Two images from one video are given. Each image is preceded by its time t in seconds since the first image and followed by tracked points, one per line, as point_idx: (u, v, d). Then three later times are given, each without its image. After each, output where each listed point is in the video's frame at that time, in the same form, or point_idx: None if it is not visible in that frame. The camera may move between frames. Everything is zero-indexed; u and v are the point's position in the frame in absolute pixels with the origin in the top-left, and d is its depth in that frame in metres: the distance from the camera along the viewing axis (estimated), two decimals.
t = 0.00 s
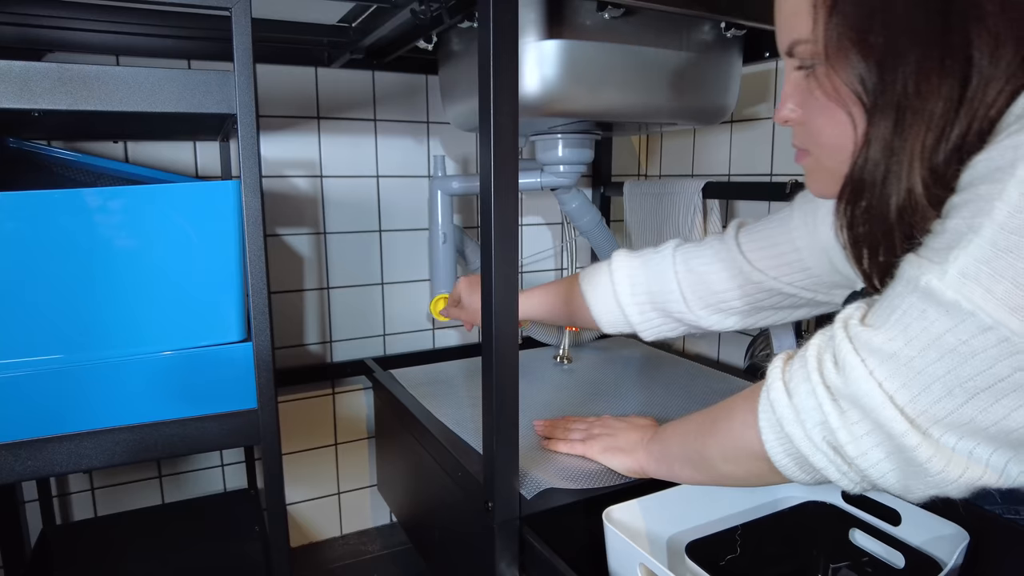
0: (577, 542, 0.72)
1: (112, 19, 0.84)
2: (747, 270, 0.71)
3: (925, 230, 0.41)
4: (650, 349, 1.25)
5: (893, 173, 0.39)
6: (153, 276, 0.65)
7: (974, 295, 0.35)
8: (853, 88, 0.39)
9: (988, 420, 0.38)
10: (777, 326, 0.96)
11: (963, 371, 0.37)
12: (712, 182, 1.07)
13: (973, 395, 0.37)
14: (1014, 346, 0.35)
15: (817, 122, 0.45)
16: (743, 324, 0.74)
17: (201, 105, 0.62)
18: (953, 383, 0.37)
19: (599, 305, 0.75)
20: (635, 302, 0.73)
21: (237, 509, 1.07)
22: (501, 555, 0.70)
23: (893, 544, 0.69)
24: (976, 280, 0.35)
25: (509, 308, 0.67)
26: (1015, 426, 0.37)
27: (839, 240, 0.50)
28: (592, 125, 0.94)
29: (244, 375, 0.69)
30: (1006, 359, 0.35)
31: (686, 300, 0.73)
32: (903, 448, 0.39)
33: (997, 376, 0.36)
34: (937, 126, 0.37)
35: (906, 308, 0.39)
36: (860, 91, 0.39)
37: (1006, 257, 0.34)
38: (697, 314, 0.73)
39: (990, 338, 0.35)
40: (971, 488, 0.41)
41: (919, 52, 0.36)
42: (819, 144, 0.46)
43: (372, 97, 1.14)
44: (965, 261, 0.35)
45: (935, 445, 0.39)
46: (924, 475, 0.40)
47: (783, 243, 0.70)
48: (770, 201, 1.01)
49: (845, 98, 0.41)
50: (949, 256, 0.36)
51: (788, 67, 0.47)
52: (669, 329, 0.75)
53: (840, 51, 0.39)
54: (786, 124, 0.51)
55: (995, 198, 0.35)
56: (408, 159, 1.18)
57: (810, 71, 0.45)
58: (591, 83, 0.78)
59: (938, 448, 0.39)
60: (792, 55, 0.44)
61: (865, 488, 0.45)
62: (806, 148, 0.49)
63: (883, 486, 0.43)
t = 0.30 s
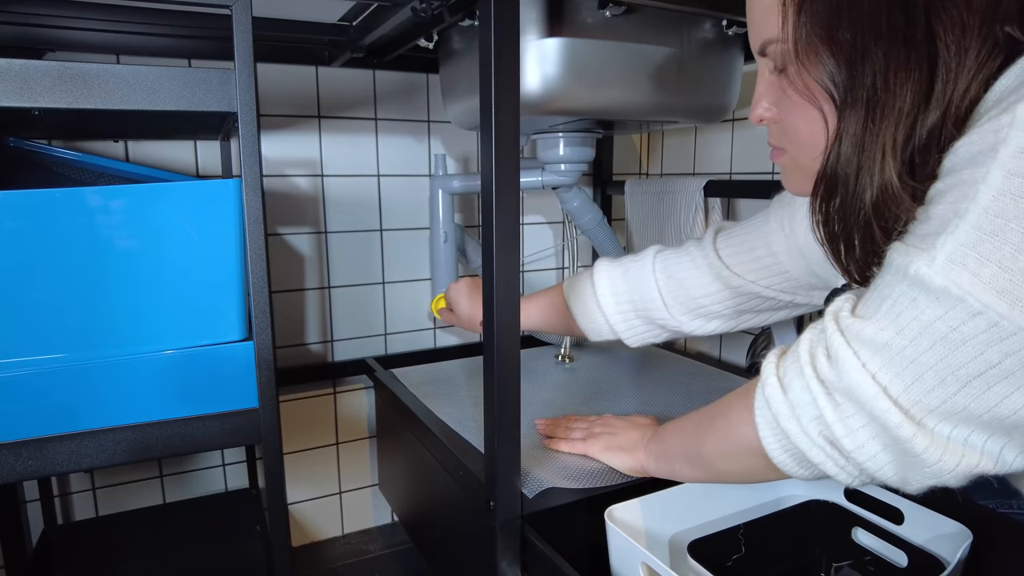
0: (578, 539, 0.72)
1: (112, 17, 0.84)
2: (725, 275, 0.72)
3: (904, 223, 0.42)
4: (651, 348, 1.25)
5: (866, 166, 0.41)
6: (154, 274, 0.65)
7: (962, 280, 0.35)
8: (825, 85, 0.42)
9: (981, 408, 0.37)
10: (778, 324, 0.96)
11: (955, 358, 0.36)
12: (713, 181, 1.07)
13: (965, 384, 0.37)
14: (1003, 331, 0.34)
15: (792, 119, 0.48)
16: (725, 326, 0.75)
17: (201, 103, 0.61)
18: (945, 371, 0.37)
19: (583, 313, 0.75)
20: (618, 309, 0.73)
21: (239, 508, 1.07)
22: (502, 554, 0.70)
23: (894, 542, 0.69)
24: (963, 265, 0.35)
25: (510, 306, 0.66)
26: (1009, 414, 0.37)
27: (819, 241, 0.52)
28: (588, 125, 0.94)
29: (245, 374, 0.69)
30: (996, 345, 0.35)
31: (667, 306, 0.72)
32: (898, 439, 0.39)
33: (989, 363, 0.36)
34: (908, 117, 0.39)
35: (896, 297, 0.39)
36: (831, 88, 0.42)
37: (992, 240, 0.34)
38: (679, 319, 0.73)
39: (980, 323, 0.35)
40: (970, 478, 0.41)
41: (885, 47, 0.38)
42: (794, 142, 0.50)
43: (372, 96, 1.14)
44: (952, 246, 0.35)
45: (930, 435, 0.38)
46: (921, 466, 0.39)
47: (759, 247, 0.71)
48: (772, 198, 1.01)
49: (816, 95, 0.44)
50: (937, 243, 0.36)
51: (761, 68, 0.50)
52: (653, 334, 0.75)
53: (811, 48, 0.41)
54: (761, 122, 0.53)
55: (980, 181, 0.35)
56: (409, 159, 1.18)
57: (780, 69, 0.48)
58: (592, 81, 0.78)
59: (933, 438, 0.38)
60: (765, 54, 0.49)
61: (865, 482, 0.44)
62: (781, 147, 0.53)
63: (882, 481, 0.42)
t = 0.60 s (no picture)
0: (575, 538, 0.72)
1: (111, 19, 0.84)
2: (719, 276, 0.72)
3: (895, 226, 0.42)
4: (650, 348, 1.25)
5: (857, 169, 0.41)
6: (153, 275, 0.65)
7: (951, 286, 0.35)
8: (818, 88, 0.42)
9: (972, 413, 0.37)
10: (776, 323, 0.97)
11: (946, 364, 0.37)
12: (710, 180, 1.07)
13: (956, 389, 0.37)
14: (993, 337, 0.35)
15: (786, 121, 0.49)
16: (720, 326, 0.75)
17: (199, 105, 0.62)
18: (935, 377, 0.37)
19: (580, 315, 0.76)
20: (614, 311, 0.73)
21: (239, 508, 1.07)
22: (500, 553, 0.70)
23: (892, 541, 0.69)
24: (952, 270, 0.35)
25: (507, 305, 0.67)
26: (1000, 419, 0.37)
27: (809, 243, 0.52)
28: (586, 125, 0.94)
29: (243, 375, 0.69)
30: (986, 350, 0.35)
31: (662, 308, 0.72)
32: (889, 444, 0.39)
33: (979, 369, 0.36)
34: (898, 121, 0.39)
35: (887, 303, 0.39)
36: (824, 90, 0.42)
37: (980, 246, 0.34)
38: (674, 321, 0.73)
39: (971, 328, 0.35)
40: (962, 480, 0.41)
41: (876, 50, 0.38)
42: (789, 141, 0.50)
43: (371, 96, 1.14)
44: (942, 252, 0.35)
45: (921, 440, 0.39)
46: (912, 470, 0.40)
47: (752, 248, 0.71)
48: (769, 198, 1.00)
49: (807, 96, 0.44)
50: (926, 250, 0.36)
51: (754, 67, 0.50)
52: (649, 334, 0.75)
53: (802, 50, 0.42)
54: (755, 122, 0.53)
55: (968, 187, 0.35)
56: (407, 159, 1.19)
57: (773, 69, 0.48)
58: (589, 82, 0.78)
59: (924, 443, 0.39)
60: (758, 55, 0.48)
61: (859, 485, 0.45)
62: (775, 147, 0.54)
63: (876, 484, 0.43)
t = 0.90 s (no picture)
0: (574, 536, 0.73)
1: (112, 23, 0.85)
2: (716, 276, 0.72)
3: (890, 223, 0.42)
4: (649, 347, 1.25)
5: (851, 167, 0.41)
6: (154, 276, 0.66)
7: (944, 283, 0.36)
8: (812, 86, 0.42)
9: (965, 409, 0.38)
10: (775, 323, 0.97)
11: (939, 360, 0.37)
12: (709, 180, 1.08)
13: (949, 386, 0.37)
14: (984, 334, 0.35)
15: (782, 118, 0.49)
16: (717, 326, 0.76)
17: (199, 108, 0.62)
18: (928, 373, 0.38)
19: (578, 315, 0.76)
20: (612, 311, 0.74)
21: (241, 508, 1.08)
22: (500, 553, 0.70)
23: (890, 540, 0.70)
24: (945, 268, 0.36)
25: (506, 305, 0.67)
26: (992, 415, 0.37)
27: (804, 242, 0.52)
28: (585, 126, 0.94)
29: (244, 375, 0.70)
30: (978, 347, 0.36)
31: (661, 308, 0.73)
32: (884, 442, 0.39)
33: (971, 365, 0.36)
34: (891, 118, 0.39)
35: (882, 300, 0.39)
36: (818, 89, 0.42)
37: (972, 243, 0.35)
38: (672, 321, 0.73)
39: (963, 325, 0.36)
40: (956, 477, 0.41)
41: (871, 49, 0.38)
42: (786, 140, 0.51)
43: (371, 98, 1.15)
44: (935, 249, 0.36)
45: (915, 437, 0.39)
46: (908, 467, 0.40)
47: (750, 249, 0.71)
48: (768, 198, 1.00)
49: (803, 94, 0.44)
50: (918, 248, 0.37)
51: (752, 67, 0.50)
52: (647, 335, 0.75)
53: (799, 48, 0.42)
54: (752, 121, 0.53)
55: (960, 185, 0.35)
56: (407, 160, 1.19)
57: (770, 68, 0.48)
58: (587, 83, 0.78)
59: (919, 439, 0.39)
60: (754, 56, 0.48)
61: (855, 482, 0.45)
62: (772, 145, 0.54)
63: (872, 482, 0.43)
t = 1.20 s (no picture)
0: (574, 536, 0.73)
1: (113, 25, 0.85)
2: (736, 271, 0.72)
3: (895, 216, 0.43)
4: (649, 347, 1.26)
5: (858, 161, 0.41)
6: (155, 277, 0.66)
7: (943, 282, 0.36)
8: (822, 78, 0.41)
9: (962, 407, 0.38)
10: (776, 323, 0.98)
11: (937, 359, 0.37)
12: (709, 180, 1.08)
13: (946, 384, 0.37)
14: (982, 334, 0.35)
15: (789, 112, 0.48)
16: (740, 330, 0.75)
17: (199, 110, 0.62)
18: (926, 372, 0.38)
19: (603, 316, 0.74)
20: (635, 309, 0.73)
21: (241, 509, 1.08)
22: (500, 552, 0.71)
23: (889, 538, 0.70)
24: (944, 267, 0.36)
25: (506, 306, 0.67)
26: (989, 414, 0.37)
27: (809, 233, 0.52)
28: (585, 126, 0.94)
29: (245, 375, 0.70)
30: (976, 347, 0.36)
31: (687, 307, 0.72)
32: (883, 437, 0.39)
33: (969, 364, 0.36)
34: (899, 113, 0.39)
35: (882, 299, 0.39)
36: (829, 81, 0.41)
37: (971, 243, 0.35)
38: (696, 318, 0.72)
39: (961, 325, 0.36)
40: (953, 474, 0.41)
41: (880, 43, 0.38)
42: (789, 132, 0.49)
43: (371, 98, 1.15)
44: (934, 249, 0.36)
45: (913, 433, 0.39)
46: (906, 463, 0.40)
47: (765, 245, 0.72)
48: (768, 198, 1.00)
49: (813, 87, 0.43)
50: (919, 246, 0.37)
51: (760, 57, 0.49)
52: (674, 337, 0.74)
53: (809, 40, 0.41)
54: (761, 112, 0.52)
55: (960, 185, 0.35)
56: (407, 160, 1.19)
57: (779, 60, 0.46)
58: (586, 83, 0.78)
59: (917, 436, 0.39)
60: (764, 45, 0.47)
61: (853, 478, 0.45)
62: (778, 137, 0.52)
63: (870, 478, 0.43)
